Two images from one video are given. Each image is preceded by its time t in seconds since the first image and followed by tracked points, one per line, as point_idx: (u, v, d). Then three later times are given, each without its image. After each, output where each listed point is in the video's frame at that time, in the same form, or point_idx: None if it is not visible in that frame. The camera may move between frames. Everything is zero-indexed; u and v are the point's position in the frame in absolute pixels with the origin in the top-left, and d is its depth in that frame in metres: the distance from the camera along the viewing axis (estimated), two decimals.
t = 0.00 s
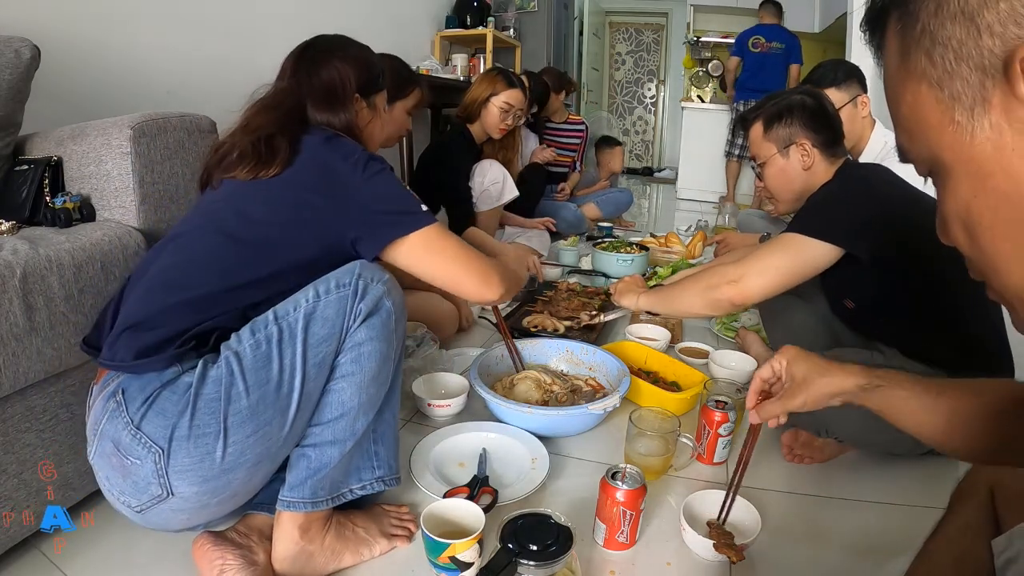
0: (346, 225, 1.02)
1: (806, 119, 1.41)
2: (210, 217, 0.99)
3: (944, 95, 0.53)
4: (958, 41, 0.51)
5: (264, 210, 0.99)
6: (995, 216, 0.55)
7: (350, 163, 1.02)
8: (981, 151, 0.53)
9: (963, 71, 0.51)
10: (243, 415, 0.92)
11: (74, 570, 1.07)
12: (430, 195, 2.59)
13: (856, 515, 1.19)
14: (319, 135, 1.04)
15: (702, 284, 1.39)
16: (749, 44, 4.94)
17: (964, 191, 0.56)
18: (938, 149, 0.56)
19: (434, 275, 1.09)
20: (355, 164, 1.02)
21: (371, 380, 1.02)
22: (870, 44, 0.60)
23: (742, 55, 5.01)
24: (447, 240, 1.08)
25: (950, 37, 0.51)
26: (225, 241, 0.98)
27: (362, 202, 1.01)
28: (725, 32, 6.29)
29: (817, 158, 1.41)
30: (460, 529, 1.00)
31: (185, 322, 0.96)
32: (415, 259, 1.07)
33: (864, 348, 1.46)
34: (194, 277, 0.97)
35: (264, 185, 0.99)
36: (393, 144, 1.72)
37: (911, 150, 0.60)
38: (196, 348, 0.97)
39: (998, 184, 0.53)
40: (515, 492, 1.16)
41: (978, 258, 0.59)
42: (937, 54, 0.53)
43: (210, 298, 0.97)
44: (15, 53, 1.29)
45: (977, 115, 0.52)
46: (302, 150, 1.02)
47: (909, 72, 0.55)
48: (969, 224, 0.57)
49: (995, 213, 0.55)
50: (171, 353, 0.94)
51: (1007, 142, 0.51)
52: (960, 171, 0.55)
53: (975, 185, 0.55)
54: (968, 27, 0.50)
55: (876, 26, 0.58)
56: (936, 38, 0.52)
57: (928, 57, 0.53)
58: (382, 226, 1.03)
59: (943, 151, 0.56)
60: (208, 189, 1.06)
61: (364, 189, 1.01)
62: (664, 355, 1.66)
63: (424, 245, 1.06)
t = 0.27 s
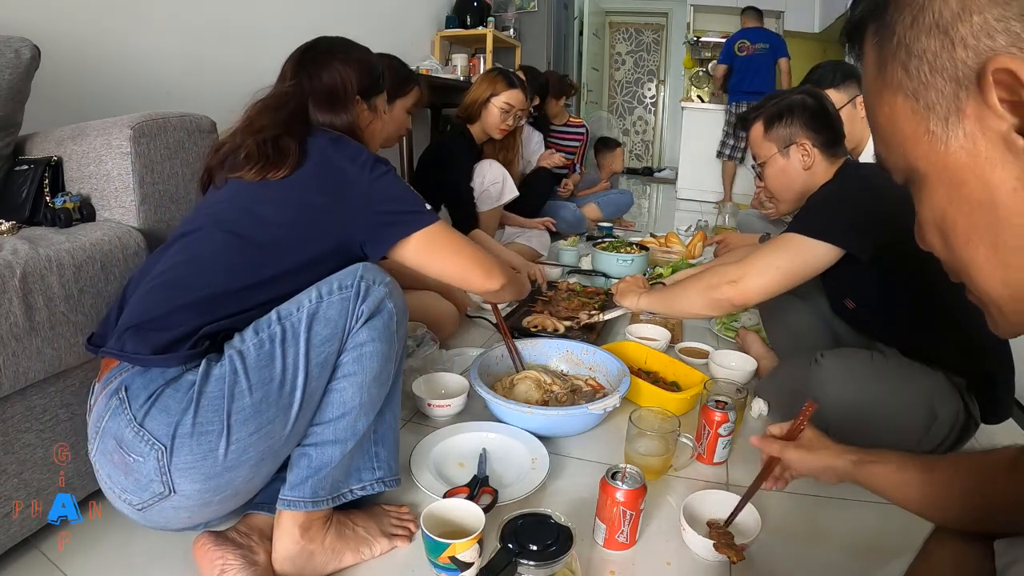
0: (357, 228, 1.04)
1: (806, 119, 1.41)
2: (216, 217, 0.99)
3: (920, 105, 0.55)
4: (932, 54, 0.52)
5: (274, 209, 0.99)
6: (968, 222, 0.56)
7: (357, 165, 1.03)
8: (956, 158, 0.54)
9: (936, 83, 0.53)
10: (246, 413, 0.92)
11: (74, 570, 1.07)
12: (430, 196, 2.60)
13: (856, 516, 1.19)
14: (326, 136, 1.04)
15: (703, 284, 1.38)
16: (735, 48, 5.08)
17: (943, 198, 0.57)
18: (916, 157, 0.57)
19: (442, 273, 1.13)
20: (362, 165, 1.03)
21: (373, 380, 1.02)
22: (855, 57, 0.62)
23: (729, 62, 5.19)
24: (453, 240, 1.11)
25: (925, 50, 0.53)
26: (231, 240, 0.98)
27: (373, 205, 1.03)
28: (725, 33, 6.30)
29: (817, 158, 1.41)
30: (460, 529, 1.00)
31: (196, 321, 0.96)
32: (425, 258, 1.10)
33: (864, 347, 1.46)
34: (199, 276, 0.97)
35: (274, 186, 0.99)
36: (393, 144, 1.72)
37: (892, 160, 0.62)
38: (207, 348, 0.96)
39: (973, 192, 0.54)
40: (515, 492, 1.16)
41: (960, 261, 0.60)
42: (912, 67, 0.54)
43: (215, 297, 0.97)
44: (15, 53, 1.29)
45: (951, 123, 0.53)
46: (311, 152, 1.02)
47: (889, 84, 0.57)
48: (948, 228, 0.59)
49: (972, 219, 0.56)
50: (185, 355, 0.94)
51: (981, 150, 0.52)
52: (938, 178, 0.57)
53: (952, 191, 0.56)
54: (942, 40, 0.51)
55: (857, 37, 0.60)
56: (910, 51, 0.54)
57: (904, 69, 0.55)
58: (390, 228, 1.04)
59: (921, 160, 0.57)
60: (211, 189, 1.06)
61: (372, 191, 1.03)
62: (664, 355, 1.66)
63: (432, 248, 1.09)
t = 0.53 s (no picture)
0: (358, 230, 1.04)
1: (805, 120, 1.41)
2: (218, 217, 0.99)
3: (917, 110, 0.56)
4: (927, 63, 0.54)
5: (276, 209, 0.99)
6: (967, 223, 0.57)
7: (360, 166, 1.03)
8: (949, 159, 0.55)
9: (931, 90, 0.54)
10: (246, 414, 0.92)
11: (74, 570, 1.07)
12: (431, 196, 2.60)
13: (856, 516, 1.19)
14: (329, 138, 1.04)
15: (703, 284, 1.38)
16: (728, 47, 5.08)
17: (940, 197, 0.58)
18: (914, 158, 0.59)
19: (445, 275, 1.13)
20: (365, 166, 1.04)
21: (373, 381, 1.02)
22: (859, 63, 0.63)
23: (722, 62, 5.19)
24: (453, 241, 1.12)
25: (921, 59, 0.54)
26: (233, 240, 0.98)
27: (376, 206, 1.03)
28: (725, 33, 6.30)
29: (816, 159, 1.41)
30: (460, 529, 1.00)
31: (199, 322, 0.96)
32: (426, 260, 1.10)
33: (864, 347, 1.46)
34: (201, 276, 0.97)
35: (277, 186, 0.99)
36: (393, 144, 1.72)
37: (895, 162, 0.63)
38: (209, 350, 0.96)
39: (965, 192, 0.56)
40: (515, 492, 1.16)
41: (959, 260, 0.61)
42: (910, 74, 0.56)
43: (217, 297, 0.97)
44: (15, 53, 1.29)
45: (945, 126, 0.54)
46: (315, 153, 1.02)
47: (889, 90, 0.58)
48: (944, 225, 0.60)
49: (966, 217, 0.57)
50: (191, 355, 0.94)
51: (972, 153, 0.53)
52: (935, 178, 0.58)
53: (948, 190, 0.57)
54: (935, 49, 0.53)
55: (863, 47, 0.62)
56: (909, 59, 0.56)
57: (903, 76, 0.56)
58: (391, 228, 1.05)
59: (919, 160, 0.58)
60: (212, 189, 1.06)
61: (375, 192, 1.03)
62: (664, 355, 1.66)
63: (432, 248, 1.09)
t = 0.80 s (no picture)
0: (357, 231, 1.04)
1: (804, 121, 1.41)
2: (219, 217, 0.99)
3: (935, 96, 0.57)
4: (947, 49, 0.55)
5: (277, 209, 0.99)
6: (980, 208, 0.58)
7: (361, 166, 1.03)
8: (965, 146, 0.56)
9: (950, 76, 0.55)
10: (247, 414, 0.92)
11: (74, 570, 1.07)
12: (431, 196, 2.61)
13: (855, 516, 1.19)
14: (331, 139, 1.04)
15: (694, 280, 1.41)
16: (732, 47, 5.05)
17: (954, 184, 0.59)
18: (930, 145, 0.60)
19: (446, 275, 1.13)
20: (366, 167, 1.03)
21: (373, 381, 1.02)
22: (882, 51, 0.65)
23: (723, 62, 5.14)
24: (453, 242, 1.11)
25: (941, 46, 0.56)
26: (234, 240, 0.98)
27: (376, 207, 1.03)
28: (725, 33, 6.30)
29: (814, 160, 1.41)
30: (460, 529, 1.00)
31: (200, 322, 0.96)
32: (427, 262, 1.10)
33: (864, 347, 1.46)
34: (202, 276, 0.97)
35: (277, 187, 0.99)
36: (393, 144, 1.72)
37: (911, 148, 0.63)
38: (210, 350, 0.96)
39: (981, 178, 0.57)
40: (515, 492, 1.16)
41: (971, 248, 0.62)
42: (930, 61, 0.57)
43: (218, 298, 0.97)
44: (15, 53, 1.29)
45: (962, 113, 0.55)
46: (317, 153, 1.02)
47: (908, 77, 0.60)
48: (957, 211, 0.61)
49: (980, 203, 0.58)
50: (193, 356, 0.93)
51: (989, 139, 0.55)
52: (951, 165, 0.59)
53: (962, 177, 0.58)
54: (955, 36, 0.54)
55: (885, 33, 0.63)
56: (930, 47, 0.57)
57: (923, 63, 0.58)
58: (391, 229, 1.05)
59: (935, 148, 0.59)
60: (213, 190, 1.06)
61: (376, 193, 1.03)
62: (664, 355, 1.66)
63: (432, 250, 1.09)
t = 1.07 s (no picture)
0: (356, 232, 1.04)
1: (805, 120, 1.41)
2: (219, 217, 0.99)
3: (952, 72, 0.57)
4: (968, 24, 0.55)
5: (277, 210, 0.99)
6: (991, 187, 0.59)
7: (361, 167, 1.03)
8: (981, 125, 0.57)
9: (970, 51, 0.55)
10: (247, 415, 0.92)
11: (74, 570, 1.07)
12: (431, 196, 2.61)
13: (855, 516, 1.19)
14: (331, 139, 1.04)
15: (694, 278, 1.41)
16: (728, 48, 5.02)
17: (967, 164, 0.60)
18: (943, 124, 0.60)
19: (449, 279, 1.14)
20: (366, 167, 1.03)
21: (373, 382, 1.02)
22: (896, 27, 0.65)
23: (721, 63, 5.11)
24: (454, 245, 1.12)
25: (962, 20, 0.55)
26: (234, 241, 0.98)
27: (377, 208, 1.03)
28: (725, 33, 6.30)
29: (814, 160, 1.41)
30: (460, 529, 1.00)
31: (200, 322, 0.95)
32: (428, 266, 1.10)
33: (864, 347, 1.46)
34: (202, 277, 0.97)
35: (276, 188, 0.99)
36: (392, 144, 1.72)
37: (921, 126, 0.63)
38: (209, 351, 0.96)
39: (996, 157, 0.57)
40: (514, 492, 1.16)
41: (983, 230, 0.62)
42: (949, 35, 0.57)
43: (217, 298, 0.97)
44: (15, 53, 1.29)
45: (980, 90, 0.56)
46: (316, 153, 1.02)
47: (923, 51, 0.59)
48: (968, 191, 0.61)
49: (994, 182, 0.58)
50: (193, 357, 0.93)
51: (1006, 119, 0.55)
52: (965, 144, 0.59)
53: (976, 156, 0.59)
54: (977, 12, 0.54)
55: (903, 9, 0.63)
56: (949, 21, 0.56)
57: (942, 37, 0.57)
58: (391, 230, 1.05)
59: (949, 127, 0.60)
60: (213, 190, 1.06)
61: (376, 194, 1.03)
62: (664, 355, 1.66)
63: (433, 253, 1.09)
